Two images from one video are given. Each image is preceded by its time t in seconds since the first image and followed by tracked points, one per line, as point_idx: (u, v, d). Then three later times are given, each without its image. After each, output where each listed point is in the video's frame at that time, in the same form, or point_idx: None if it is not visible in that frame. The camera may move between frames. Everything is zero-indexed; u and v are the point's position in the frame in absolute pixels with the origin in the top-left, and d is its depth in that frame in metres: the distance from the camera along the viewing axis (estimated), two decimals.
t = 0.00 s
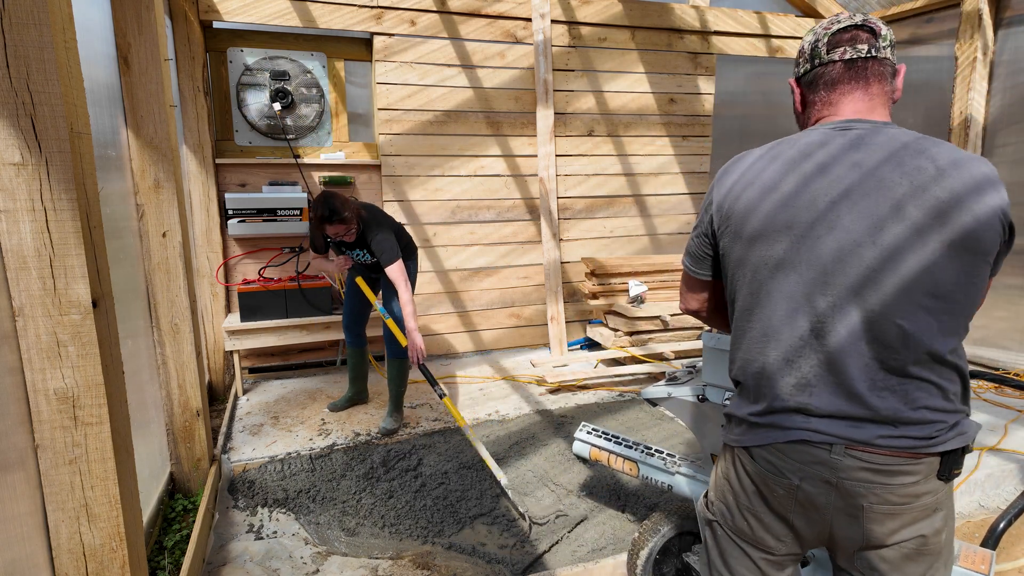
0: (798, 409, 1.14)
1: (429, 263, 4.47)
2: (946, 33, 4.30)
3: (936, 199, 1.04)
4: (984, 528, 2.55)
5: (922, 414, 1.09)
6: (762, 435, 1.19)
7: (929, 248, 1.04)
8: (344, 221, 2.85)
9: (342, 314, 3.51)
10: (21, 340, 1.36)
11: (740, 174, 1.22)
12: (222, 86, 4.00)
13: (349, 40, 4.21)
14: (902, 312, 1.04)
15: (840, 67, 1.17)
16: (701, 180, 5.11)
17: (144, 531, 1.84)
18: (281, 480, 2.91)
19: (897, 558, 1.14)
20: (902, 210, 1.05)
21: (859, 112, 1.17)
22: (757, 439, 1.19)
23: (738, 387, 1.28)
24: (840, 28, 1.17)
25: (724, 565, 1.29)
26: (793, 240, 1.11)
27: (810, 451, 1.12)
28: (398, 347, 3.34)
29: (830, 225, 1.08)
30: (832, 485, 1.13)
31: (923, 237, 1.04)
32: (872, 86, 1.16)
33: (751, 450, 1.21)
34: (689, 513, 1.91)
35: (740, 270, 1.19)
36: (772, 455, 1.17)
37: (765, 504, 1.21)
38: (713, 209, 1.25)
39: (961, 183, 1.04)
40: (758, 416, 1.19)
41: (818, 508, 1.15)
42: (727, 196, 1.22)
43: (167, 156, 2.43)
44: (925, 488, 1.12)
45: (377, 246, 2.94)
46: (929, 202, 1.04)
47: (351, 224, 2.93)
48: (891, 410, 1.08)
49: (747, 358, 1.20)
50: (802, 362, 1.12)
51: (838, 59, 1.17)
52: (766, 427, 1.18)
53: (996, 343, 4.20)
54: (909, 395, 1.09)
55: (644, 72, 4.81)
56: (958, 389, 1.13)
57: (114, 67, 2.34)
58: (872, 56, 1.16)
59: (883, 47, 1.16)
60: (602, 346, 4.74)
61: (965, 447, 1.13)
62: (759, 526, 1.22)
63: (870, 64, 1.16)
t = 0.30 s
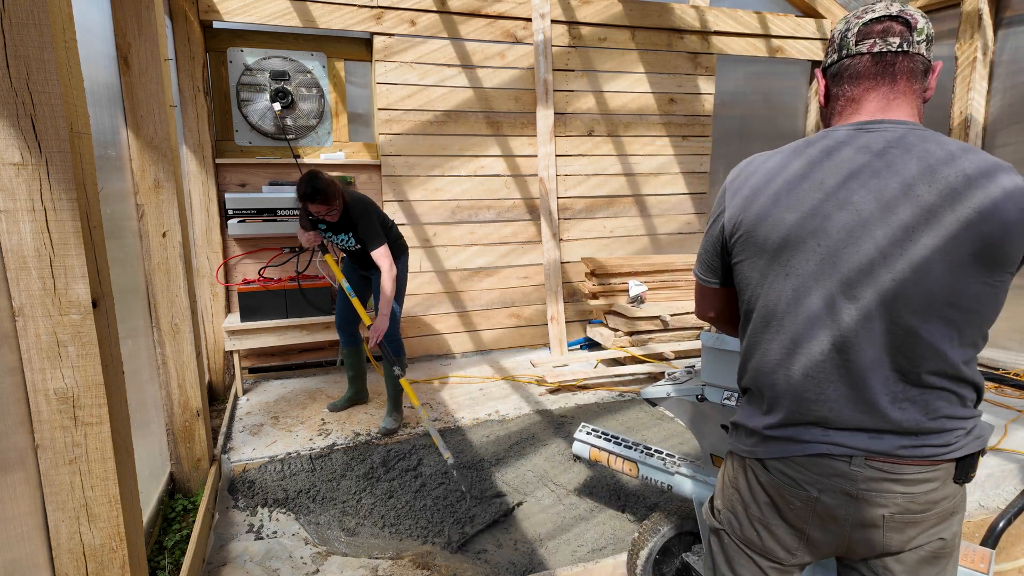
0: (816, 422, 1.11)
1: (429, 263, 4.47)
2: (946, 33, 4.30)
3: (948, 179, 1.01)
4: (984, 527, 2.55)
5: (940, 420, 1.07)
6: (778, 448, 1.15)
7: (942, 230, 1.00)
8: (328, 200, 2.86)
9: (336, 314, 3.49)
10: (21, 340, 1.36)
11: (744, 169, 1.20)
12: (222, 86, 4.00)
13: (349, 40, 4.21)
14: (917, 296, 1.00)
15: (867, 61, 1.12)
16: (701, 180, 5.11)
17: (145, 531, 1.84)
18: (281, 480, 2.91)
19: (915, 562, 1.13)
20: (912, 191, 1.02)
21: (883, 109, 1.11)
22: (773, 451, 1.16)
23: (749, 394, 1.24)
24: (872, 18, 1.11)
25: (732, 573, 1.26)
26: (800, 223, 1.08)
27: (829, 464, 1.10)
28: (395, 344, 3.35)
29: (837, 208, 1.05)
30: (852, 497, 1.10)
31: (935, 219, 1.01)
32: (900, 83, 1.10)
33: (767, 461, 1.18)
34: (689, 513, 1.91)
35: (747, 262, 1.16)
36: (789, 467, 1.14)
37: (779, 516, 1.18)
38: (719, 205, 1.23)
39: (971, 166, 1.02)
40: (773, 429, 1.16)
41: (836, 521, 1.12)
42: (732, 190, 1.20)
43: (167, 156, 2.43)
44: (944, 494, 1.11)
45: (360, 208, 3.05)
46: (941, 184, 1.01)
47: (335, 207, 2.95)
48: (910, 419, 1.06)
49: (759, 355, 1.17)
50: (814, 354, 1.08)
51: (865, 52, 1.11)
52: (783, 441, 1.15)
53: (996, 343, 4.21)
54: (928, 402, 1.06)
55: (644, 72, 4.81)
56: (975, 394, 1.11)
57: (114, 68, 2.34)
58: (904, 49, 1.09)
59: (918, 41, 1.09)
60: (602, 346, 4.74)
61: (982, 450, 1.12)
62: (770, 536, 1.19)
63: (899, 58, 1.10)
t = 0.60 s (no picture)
0: (810, 423, 1.12)
1: (429, 263, 4.47)
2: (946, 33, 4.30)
3: (952, 172, 1.01)
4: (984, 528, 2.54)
5: (945, 429, 1.05)
6: (775, 448, 1.17)
7: (946, 225, 0.99)
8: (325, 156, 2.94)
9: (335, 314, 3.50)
10: (22, 340, 1.36)
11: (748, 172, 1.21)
12: (222, 86, 4.00)
13: (349, 40, 4.20)
14: (924, 289, 0.99)
15: (888, 63, 1.10)
16: (702, 180, 5.11)
17: (144, 531, 1.84)
18: (281, 480, 2.91)
19: None
20: (915, 186, 1.02)
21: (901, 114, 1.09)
22: (769, 452, 1.18)
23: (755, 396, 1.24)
24: (896, 18, 1.07)
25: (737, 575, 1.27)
26: (803, 222, 1.08)
27: (824, 466, 1.11)
28: (392, 344, 3.33)
29: (838, 205, 1.05)
30: (848, 502, 1.10)
31: (938, 214, 1.00)
32: (921, 87, 1.08)
33: (764, 462, 1.19)
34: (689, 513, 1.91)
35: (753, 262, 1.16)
36: (785, 469, 1.15)
37: (777, 519, 1.19)
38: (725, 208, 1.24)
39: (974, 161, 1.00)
40: (771, 429, 1.17)
41: (833, 525, 1.12)
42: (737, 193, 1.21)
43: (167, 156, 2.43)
44: (949, 509, 1.08)
45: (361, 189, 3.05)
46: (943, 180, 1.01)
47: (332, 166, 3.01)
48: (912, 425, 1.05)
49: (768, 356, 1.16)
50: (822, 353, 1.08)
51: (886, 54, 1.09)
52: (779, 441, 1.16)
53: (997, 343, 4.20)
54: (933, 410, 1.04)
55: (644, 72, 4.82)
56: (987, 406, 1.08)
57: (114, 67, 2.34)
58: (928, 53, 1.07)
59: (942, 44, 1.06)
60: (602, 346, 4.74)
61: (994, 466, 1.09)
62: (769, 539, 1.20)
63: (922, 61, 1.08)
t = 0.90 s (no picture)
0: (841, 432, 1.08)
1: (429, 263, 4.47)
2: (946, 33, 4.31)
3: (952, 169, 1.01)
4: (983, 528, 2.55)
5: (982, 436, 1.04)
6: (803, 460, 1.12)
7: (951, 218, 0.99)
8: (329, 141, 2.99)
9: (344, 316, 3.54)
10: (22, 340, 1.36)
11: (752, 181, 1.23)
12: (222, 86, 4.00)
13: (349, 40, 4.21)
14: (929, 283, 0.98)
15: (927, 61, 1.08)
16: (701, 180, 5.10)
17: (144, 532, 1.84)
18: (281, 480, 2.91)
19: None
20: (917, 181, 1.02)
21: (939, 110, 1.08)
22: (795, 464, 1.14)
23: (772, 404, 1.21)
24: (936, 17, 1.07)
25: None
26: (805, 222, 1.08)
27: (857, 478, 1.07)
28: (391, 345, 3.34)
29: (839, 203, 1.05)
30: (880, 515, 1.07)
31: (942, 208, 0.99)
32: (960, 86, 1.07)
33: (787, 474, 1.16)
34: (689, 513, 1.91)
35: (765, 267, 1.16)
36: (813, 481, 1.12)
37: (799, 532, 1.15)
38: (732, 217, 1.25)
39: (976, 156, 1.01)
40: (801, 440, 1.12)
41: (864, 538, 1.09)
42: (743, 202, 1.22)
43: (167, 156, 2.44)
44: (982, 518, 1.08)
45: (362, 178, 3.06)
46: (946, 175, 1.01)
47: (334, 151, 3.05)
48: (951, 433, 1.03)
49: (790, 359, 1.14)
50: (838, 353, 1.06)
51: (925, 52, 1.08)
52: (810, 453, 1.12)
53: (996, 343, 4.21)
54: (971, 415, 1.03)
55: (644, 72, 4.82)
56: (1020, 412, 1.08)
57: (114, 67, 2.34)
58: (968, 53, 1.06)
59: (982, 45, 1.05)
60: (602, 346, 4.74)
61: None
62: (790, 553, 1.16)
63: (961, 61, 1.06)
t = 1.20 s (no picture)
0: (894, 451, 1.02)
1: (429, 263, 4.47)
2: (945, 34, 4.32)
3: (963, 154, 0.99)
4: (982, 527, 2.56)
5: None
6: (850, 481, 1.06)
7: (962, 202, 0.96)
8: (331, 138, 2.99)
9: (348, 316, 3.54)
10: (21, 340, 1.36)
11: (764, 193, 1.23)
12: (222, 86, 4.00)
13: (349, 40, 4.21)
14: (941, 269, 0.96)
15: (974, 57, 1.04)
16: (701, 180, 5.10)
17: (144, 531, 1.84)
18: (281, 480, 2.91)
19: None
20: (924, 168, 1.00)
21: (989, 106, 1.04)
22: (838, 486, 1.07)
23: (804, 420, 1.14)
24: (977, 19, 1.05)
25: None
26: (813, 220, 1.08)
27: (911, 502, 1.00)
28: (392, 345, 3.33)
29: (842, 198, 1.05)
30: (932, 540, 1.01)
31: (952, 192, 0.97)
32: (1006, 83, 1.04)
33: (828, 497, 1.09)
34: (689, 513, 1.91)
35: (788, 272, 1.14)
36: (860, 505, 1.05)
37: (839, 556, 1.10)
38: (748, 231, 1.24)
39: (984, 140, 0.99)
40: (848, 460, 1.05)
41: (911, 564, 1.04)
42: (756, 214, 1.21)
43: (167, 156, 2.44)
44: None
45: (365, 177, 3.06)
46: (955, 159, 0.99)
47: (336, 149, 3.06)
48: (1008, 447, 0.98)
49: (824, 371, 1.08)
50: (868, 355, 1.02)
51: (971, 48, 1.04)
52: (858, 474, 1.05)
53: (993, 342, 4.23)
54: None
55: (644, 72, 4.82)
56: None
57: (114, 67, 2.33)
58: (1013, 51, 1.03)
59: None
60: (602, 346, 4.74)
61: None
62: None
63: (1007, 59, 1.03)
